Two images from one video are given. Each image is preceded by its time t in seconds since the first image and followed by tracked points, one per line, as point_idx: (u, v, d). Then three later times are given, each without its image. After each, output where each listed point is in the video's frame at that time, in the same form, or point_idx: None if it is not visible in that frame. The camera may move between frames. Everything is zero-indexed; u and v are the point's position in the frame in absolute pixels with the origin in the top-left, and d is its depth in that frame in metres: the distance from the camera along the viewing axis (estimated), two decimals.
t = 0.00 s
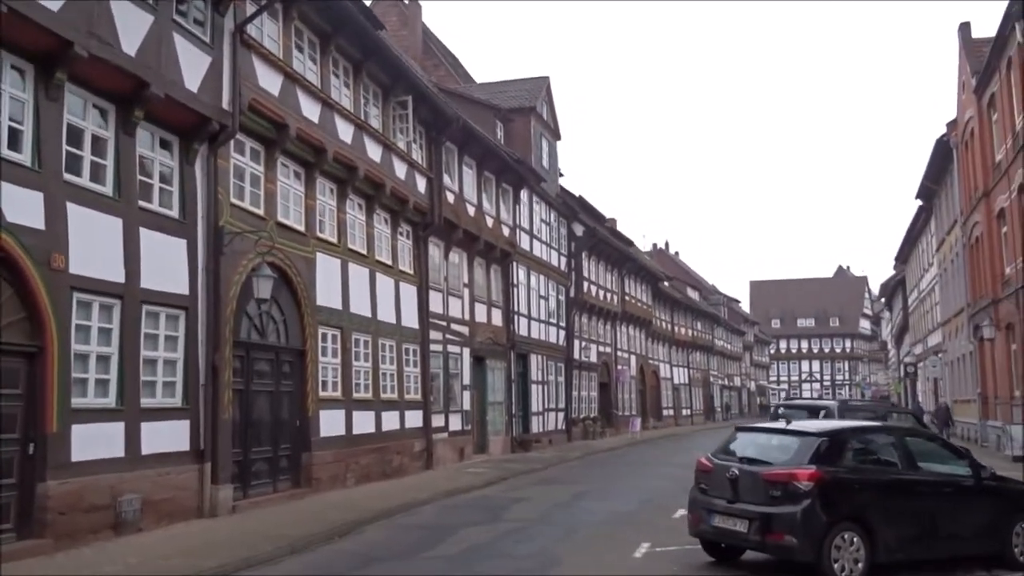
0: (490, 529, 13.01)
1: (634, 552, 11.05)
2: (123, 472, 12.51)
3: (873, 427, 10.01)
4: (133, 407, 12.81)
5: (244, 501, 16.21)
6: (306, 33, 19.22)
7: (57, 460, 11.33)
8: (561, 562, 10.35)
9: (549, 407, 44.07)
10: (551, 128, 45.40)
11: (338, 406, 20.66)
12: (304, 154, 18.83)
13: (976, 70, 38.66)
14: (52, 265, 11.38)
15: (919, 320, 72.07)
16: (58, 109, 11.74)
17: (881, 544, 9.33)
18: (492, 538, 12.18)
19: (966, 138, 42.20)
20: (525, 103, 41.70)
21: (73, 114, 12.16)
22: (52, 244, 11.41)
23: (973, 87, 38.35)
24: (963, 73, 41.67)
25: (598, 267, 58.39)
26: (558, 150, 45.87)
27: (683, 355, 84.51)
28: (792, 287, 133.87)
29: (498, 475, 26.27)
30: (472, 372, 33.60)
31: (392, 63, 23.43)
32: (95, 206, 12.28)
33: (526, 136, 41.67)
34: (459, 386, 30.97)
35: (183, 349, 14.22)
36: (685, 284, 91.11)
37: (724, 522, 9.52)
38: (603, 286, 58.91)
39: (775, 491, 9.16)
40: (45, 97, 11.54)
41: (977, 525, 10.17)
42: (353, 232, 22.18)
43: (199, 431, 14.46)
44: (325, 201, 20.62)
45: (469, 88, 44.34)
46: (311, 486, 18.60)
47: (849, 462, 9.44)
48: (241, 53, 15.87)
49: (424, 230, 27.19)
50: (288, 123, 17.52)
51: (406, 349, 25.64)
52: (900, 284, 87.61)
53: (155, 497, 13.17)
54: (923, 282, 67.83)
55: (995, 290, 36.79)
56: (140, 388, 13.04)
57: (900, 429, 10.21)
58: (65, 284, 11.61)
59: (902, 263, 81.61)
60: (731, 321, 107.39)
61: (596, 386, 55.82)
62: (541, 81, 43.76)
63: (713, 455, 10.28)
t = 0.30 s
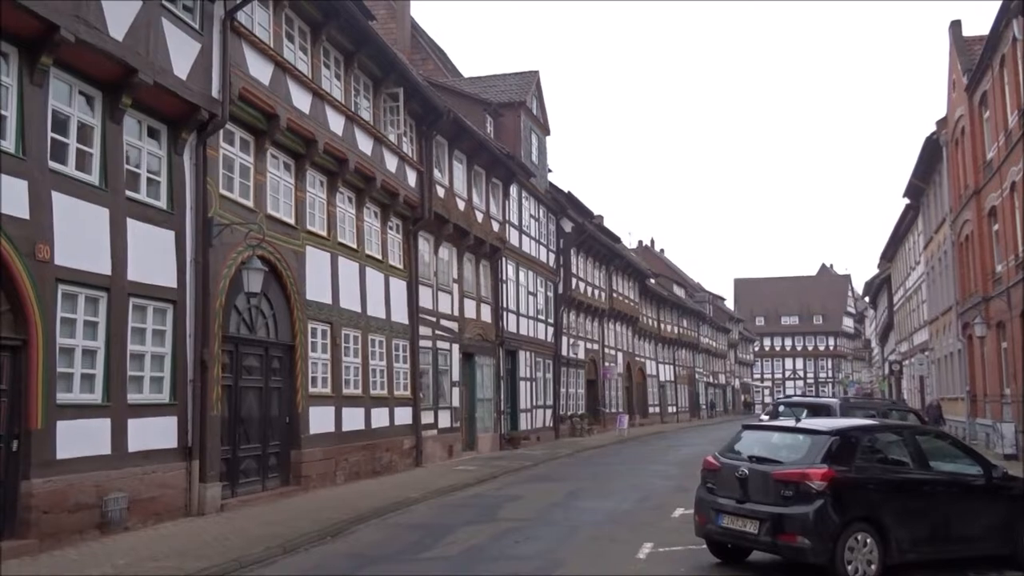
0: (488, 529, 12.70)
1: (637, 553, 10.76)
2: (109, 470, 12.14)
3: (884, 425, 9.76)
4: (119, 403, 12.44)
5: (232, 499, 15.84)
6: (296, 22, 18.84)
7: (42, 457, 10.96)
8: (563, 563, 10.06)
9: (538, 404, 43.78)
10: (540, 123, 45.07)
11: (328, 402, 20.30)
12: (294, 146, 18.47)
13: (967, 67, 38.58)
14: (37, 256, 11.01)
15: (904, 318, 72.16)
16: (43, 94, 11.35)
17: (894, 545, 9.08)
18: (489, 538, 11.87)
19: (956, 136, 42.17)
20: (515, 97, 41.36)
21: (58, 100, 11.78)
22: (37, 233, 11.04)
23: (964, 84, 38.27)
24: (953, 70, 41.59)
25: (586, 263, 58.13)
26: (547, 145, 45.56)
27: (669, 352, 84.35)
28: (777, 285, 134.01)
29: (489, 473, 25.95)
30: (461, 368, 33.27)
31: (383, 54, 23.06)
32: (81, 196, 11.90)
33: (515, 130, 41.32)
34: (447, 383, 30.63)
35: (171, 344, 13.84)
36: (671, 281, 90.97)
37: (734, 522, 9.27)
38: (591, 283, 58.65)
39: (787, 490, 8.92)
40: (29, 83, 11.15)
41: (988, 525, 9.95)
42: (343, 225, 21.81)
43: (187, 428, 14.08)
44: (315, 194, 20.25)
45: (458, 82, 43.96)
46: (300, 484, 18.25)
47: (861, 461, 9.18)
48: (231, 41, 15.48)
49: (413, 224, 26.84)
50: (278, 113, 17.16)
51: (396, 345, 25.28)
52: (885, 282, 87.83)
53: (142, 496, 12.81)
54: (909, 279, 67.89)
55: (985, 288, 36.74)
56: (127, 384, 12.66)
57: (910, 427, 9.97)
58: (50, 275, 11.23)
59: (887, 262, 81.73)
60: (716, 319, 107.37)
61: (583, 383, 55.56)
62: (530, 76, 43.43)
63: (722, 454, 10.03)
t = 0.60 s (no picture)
0: (492, 530, 12.38)
1: (650, 555, 10.44)
2: (102, 470, 11.76)
3: (908, 424, 9.48)
4: (113, 399, 12.04)
5: (227, 499, 15.47)
6: (293, 11, 18.44)
7: (33, 456, 10.57)
8: (576, 566, 9.74)
9: (529, 402, 43.47)
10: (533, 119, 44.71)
11: (323, 400, 19.94)
12: (290, 138, 18.08)
13: (962, 65, 38.43)
14: (29, 248, 10.61)
15: (892, 315, 72.18)
16: (34, 80, 10.94)
17: (920, 547, 8.80)
18: (496, 539, 11.54)
19: (950, 134, 42.06)
20: (508, 92, 40.98)
21: (51, 87, 11.38)
22: (29, 224, 10.64)
23: (960, 82, 38.09)
24: (948, 68, 41.45)
25: (577, 260, 57.84)
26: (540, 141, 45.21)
27: (657, 349, 84.17)
28: (764, 282, 134.09)
29: (484, 471, 25.63)
30: (454, 365, 32.91)
31: (378, 45, 22.66)
32: (74, 187, 11.51)
33: (508, 126, 40.96)
34: (440, 380, 30.28)
35: (165, 340, 13.45)
36: (660, 279, 90.78)
37: (754, 523, 8.97)
38: (581, 280, 58.35)
39: (812, 492, 8.62)
40: (21, 68, 10.74)
41: (1011, 527, 9.70)
42: (338, 220, 21.44)
43: (182, 426, 13.71)
44: (310, 187, 19.84)
45: (450, 77, 43.55)
46: (295, 483, 17.89)
47: (885, 462, 8.89)
48: (227, 28, 15.09)
49: (408, 219, 26.46)
50: (275, 103, 16.77)
51: (390, 341, 24.92)
52: (873, 281, 87.93)
53: (136, 496, 12.43)
54: (899, 277, 67.86)
55: (979, 287, 36.61)
56: (120, 380, 12.27)
57: (934, 427, 9.68)
58: (42, 268, 10.82)
59: (876, 259, 81.73)
60: (704, 316, 107.23)
61: (573, 381, 55.29)
62: (523, 71, 43.05)
63: (738, 453, 9.71)
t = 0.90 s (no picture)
0: (504, 532, 12.10)
1: (668, 558, 10.16)
2: (104, 472, 11.47)
3: (935, 422, 9.21)
4: (115, 399, 11.75)
5: (231, 500, 15.18)
6: (295, 4, 18.13)
7: (34, 457, 10.29)
8: (592, 568, 9.47)
9: (530, 400, 43.20)
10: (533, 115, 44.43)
11: (326, 399, 19.66)
12: (293, 132, 17.79)
13: (966, 61, 38.19)
14: (29, 244, 10.32)
15: (892, 313, 71.97)
16: (34, 72, 10.64)
17: (950, 549, 8.53)
18: (509, 541, 11.26)
19: (953, 130, 41.84)
20: (509, 89, 40.68)
21: (51, 78, 11.09)
22: (29, 219, 10.35)
23: (963, 78, 37.86)
24: (951, 64, 41.22)
25: (577, 258, 57.57)
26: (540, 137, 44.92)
27: (656, 347, 83.91)
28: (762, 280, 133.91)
29: (487, 470, 25.35)
30: (455, 363, 32.62)
31: (381, 40, 22.37)
32: (76, 181, 11.23)
33: (509, 122, 40.66)
34: (443, 379, 30.00)
35: (168, 339, 13.15)
36: (658, 276, 90.51)
37: (780, 526, 8.69)
38: (581, 277, 58.07)
39: (840, 493, 8.35)
40: (20, 58, 10.45)
41: None
42: (341, 216, 21.15)
43: (185, 426, 13.41)
44: (313, 183, 19.54)
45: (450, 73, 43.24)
46: (298, 483, 17.61)
47: (914, 462, 8.62)
48: (230, 20, 14.79)
49: (409, 216, 26.16)
50: (278, 97, 16.47)
51: (393, 340, 24.63)
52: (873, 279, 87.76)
53: (139, 498, 12.14)
54: (899, 275, 67.64)
55: (983, 284, 36.38)
56: (123, 380, 11.98)
57: (961, 425, 9.42)
58: (43, 264, 10.53)
59: (874, 257, 81.56)
60: (702, 314, 107.01)
61: (573, 379, 55.01)
62: (524, 68, 42.76)
63: (761, 453, 9.43)
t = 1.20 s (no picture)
0: (533, 544, 11.76)
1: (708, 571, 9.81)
2: (124, 483, 11.19)
3: (989, 431, 8.87)
4: (135, 408, 11.47)
5: (251, 512, 14.88)
6: (314, 7, 17.91)
7: (54, 468, 10.01)
8: None
9: (546, 410, 42.84)
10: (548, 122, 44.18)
11: (345, 408, 19.38)
12: (312, 137, 17.53)
13: (988, 64, 37.77)
14: (49, 249, 10.07)
15: (910, 320, 71.36)
16: (53, 73, 10.40)
17: (1010, 563, 8.13)
18: (540, 555, 10.93)
19: (974, 135, 41.39)
20: (524, 95, 40.47)
21: (71, 80, 10.85)
22: (49, 224, 10.09)
23: (985, 82, 37.42)
24: (973, 67, 40.80)
25: (592, 266, 57.25)
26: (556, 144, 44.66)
27: (670, 356, 83.41)
28: (776, 289, 133.32)
29: (507, 480, 25.01)
30: (473, 372, 32.30)
31: (398, 43, 22.13)
32: (96, 185, 10.98)
33: (524, 129, 40.42)
34: (460, 388, 29.70)
35: (187, 346, 12.87)
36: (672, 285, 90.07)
37: (829, 539, 8.33)
38: (596, 285, 57.74)
39: (894, 505, 8.00)
40: (39, 59, 10.20)
41: None
42: (359, 223, 20.90)
43: (205, 436, 13.13)
44: (331, 189, 19.28)
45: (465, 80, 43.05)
46: (318, 494, 17.30)
47: (969, 471, 8.27)
48: (249, 22, 14.55)
49: (427, 223, 25.90)
50: (297, 101, 16.23)
51: (411, 348, 24.35)
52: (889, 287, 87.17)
53: (158, 510, 11.85)
54: (916, 282, 67.03)
55: (1007, 290, 35.88)
56: (142, 388, 11.70)
57: (1015, 435, 9.06)
58: (62, 270, 10.27)
59: (890, 264, 81.02)
60: (716, 322, 106.44)
61: (589, 388, 54.65)
62: (539, 74, 42.54)
63: (805, 463, 9.08)
